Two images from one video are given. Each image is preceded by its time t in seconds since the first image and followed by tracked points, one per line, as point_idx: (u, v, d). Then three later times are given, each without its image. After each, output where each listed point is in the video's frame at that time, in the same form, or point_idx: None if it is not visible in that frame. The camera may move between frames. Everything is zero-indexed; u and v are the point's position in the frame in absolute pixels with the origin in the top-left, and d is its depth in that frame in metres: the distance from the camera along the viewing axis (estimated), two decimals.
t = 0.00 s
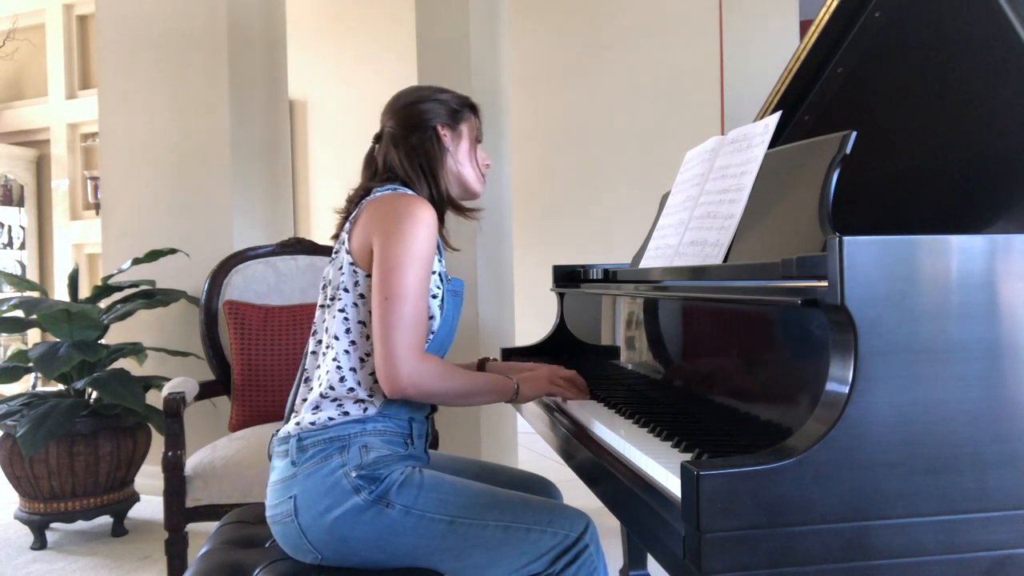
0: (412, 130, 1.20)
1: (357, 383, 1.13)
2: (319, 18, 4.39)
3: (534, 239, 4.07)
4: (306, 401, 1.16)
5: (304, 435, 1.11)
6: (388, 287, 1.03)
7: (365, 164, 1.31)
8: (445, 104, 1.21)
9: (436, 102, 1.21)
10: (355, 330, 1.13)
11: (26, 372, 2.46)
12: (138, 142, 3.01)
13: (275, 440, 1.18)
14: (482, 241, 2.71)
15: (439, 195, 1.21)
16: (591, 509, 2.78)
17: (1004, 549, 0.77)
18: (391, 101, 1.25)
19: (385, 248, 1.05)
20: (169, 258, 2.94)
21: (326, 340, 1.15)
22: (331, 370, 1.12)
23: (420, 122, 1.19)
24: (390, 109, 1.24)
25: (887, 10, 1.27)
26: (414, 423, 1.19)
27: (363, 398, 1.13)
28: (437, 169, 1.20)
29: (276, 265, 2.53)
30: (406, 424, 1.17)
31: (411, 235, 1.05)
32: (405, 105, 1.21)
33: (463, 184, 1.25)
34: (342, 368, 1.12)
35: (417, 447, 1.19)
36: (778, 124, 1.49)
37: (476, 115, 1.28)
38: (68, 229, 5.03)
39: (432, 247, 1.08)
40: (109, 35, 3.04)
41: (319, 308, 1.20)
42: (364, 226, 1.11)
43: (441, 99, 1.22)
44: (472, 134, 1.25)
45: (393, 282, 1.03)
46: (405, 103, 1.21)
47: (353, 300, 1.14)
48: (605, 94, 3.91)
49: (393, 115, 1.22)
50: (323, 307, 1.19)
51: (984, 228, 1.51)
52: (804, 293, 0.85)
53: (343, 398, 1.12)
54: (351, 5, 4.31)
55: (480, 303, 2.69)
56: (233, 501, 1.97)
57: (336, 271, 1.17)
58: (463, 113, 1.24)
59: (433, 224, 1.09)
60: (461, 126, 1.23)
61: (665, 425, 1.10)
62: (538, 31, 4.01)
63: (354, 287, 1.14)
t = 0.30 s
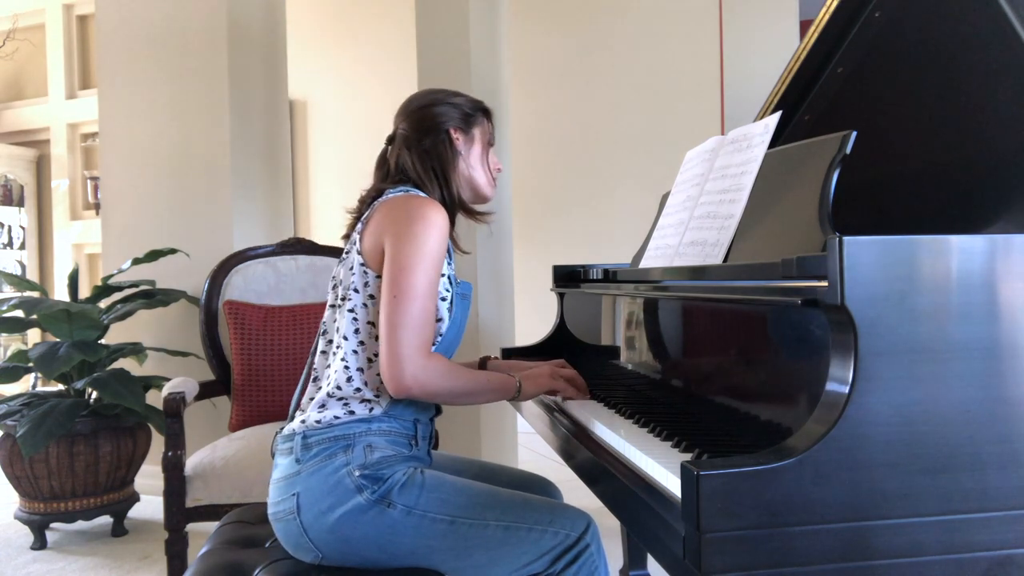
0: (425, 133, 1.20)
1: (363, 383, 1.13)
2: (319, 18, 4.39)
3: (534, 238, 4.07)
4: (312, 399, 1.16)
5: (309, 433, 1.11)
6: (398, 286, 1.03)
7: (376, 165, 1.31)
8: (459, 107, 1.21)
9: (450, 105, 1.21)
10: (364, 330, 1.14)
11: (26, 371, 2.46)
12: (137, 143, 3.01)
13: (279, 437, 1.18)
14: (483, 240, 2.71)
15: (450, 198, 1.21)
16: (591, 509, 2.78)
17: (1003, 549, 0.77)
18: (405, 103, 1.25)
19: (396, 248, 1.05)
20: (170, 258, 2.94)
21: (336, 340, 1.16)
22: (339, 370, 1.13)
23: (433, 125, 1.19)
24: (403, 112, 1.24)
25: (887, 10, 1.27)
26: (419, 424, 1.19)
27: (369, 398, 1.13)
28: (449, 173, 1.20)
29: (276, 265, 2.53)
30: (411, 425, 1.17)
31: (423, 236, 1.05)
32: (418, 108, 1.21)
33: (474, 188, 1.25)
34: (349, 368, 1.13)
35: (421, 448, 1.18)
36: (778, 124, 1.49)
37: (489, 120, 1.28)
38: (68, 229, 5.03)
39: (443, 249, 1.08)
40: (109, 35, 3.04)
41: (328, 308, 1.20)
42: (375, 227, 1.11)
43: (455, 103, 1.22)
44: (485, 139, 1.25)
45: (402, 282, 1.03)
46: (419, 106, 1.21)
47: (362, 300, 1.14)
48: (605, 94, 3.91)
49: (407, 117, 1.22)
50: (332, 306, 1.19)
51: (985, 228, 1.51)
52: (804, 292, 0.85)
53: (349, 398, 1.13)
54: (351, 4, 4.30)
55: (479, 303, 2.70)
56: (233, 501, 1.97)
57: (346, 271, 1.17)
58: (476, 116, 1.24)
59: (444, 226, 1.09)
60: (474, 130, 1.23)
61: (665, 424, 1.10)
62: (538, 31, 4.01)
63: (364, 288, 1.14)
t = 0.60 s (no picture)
0: (432, 133, 1.20)
1: (369, 384, 1.13)
2: (319, 17, 4.39)
3: (534, 239, 4.07)
4: (317, 399, 1.16)
5: (313, 431, 1.11)
6: (405, 287, 1.03)
7: (381, 166, 1.31)
8: (465, 109, 1.22)
9: (456, 106, 1.21)
10: (370, 331, 1.14)
11: (26, 371, 2.46)
12: (137, 143, 3.01)
13: (283, 435, 1.18)
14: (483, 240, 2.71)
15: (456, 199, 1.21)
16: (591, 509, 2.78)
17: (1004, 549, 0.77)
18: (410, 104, 1.25)
19: (403, 249, 1.05)
20: (170, 258, 2.94)
21: (342, 340, 1.16)
22: (345, 371, 1.13)
23: (440, 126, 1.19)
24: (409, 113, 1.24)
25: (887, 10, 1.27)
26: (422, 424, 1.19)
27: (374, 398, 1.13)
28: (456, 173, 1.20)
29: (276, 265, 2.53)
30: (415, 425, 1.17)
31: (430, 237, 1.05)
32: (425, 109, 1.21)
33: (480, 189, 1.25)
34: (355, 369, 1.13)
35: (425, 448, 1.18)
36: (778, 124, 1.49)
37: (494, 121, 1.28)
38: (68, 229, 5.03)
39: (450, 251, 1.08)
40: (108, 35, 3.04)
41: (334, 308, 1.20)
42: (382, 228, 1.11)
43: (461, 104, 1.22)
44: (490, 140, 1.25)
45: (409, 283, 1.03)
46: (425, 107, 1.21)
47: (369, 302, 1.14)
48: (605, 94, 3.91)
49: (413, 118, 1.22)
50: (338, 307, 1.19)
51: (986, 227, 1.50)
52: (804, 292, 0.85)
53: (354, 398, 1.13)
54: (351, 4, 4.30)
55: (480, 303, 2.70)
56: (232, 501, 1.97)
57: (352, 272, 1.17)
58: (482, 117, 1.24)
59: (451, 228, 1.09)
60: (480, 131, 1.23)
61: (665, 424, 1.10)
62: (538, 31, 4.01)
63: (371, 289, 1.14)
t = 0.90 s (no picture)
0: (432, 132, 1.20)
1: (371, 385, 1.13)
2: (319, 17, 4.39)
3: (534, 238, 4.07)
4: (319, 399, 1.16)
5: (314, 431, 1.11)
6: (404, 288, 1.03)
7: (381, 166, 1.31)
8: (464, 107, 1.22)
9: (455, 105, 1.21)
10: (371, 332, 1.14)
11: (26, 371, 2.46)
12: (137, 142, 3.01)
13: (284, 434, 1.18)
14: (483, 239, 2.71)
15: (458, 198, 1.21)
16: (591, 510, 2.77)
17: (1003, 549, 0.77)
18: (409, 103, 1.25)
19: (403, 249, 1.05)
20: (170, 258, 2.94)
21: (344, 341, 1.16)
22: (347, 372, 1.13)
23: (439, 125, 1.19)
24: (408, 112, 1.24)
25: (887, 10, 1.27)
26: (424, 425, 1.19)
27: (376, 399, 1.13)
28: (458, 172, 1.20)
29: (276, 265, 2.53)
30: (416, 426, 1.17)
31: (430, 238, 1.05)
32: (424, 108, 1.21)
33: (481, 187, 1.25)
34: (356, 370, 1.13)
35: (425, 449, 1.18)
36: (778, 125, 1.49)
37: (493, 119, 1.28)
38: (68, 229, 5.03)
39: (449, 252, 1.08)
40: (108, 34, 3.04)
41: (335, 309, 1.20)
42: (383, 228, 1.11)
43: (460, 102, 1.22)
44: (490, 138, 1.25)
45: (408, 283, 1.03)
46: (424, 106, 1.21)
47: (369, 302, 1.14)
48: (605, 94, 3.91)
49: (412, 117, 1.22)
50: (339, 307, 1.19)
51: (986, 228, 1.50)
52: (804, 293, 0.85)
53: (356, 398, 1.13)
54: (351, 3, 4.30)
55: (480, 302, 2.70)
56: (232, 501, 1.97)
57: (353, 273, 1.18)
58: (481, 116, 1.24)
59: (451, 228, 1.09)
60: (480, 130, 1.23)
61: (665, 424, 1.10)
62: (538, 31, 4.01)
63: (372, 290, 1.14)
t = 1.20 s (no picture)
0: (426, 129, 1.20)
1: (368, 385, 1.13)
2: (319, 17, 4.39)
3: (534, 239, 4.08)
4: (317, 400, 1.16)
5: (313, 432, 1.11)
6: (399, 288, 1.03)
7: (375, 163, 1.31)
8: (458, 104, 1.22)
9: (449, 102, 1.21)
10: (367, 332, 1.14)
11: (26, 371, 2.46)
12: (137, 142, 3.01)
13: (283, 435, 1.18)
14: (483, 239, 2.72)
15: (452, 195, 1.20)
16: (591, 510, 2.78)
17: (1004, 549, 0.77)
18: (402, 100, 1.25)
19: (398, 249, 1.05)
20: (170, 258, 2.94)
21: (341, 342, 1.16)
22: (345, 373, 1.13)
23: (433, 122, 1.19)
24: (401, 109, 1.24)
25: (887, 10, 1.27)
26: (422, 424, 1.19)
27: (374, 399, 1.13)
28: (452, 169, 1.20)
29: (276, 265, 2.53)
30: (415, 425, 1.17)
31: (425, 238, 1.05)
32: (418, 105, 1.21)
33: (475, 184, 1.25)
34: (354, 371, 1.13)
35: (425, 448, 1.18)
36: (778, 125, 1.49)
37: (487, 117, 1.28)
38: (68, 229, 5.03)
39: (444, 251, 1.08)
40: (108, 34, 3.04)
41: (331, 309, 1.20)
42: (377, 229, 1.11)
43: (453, 99, 1.22)
44: (484, 134, 1.25)
45: (403, 283, 1.03)
46: (417, 103, 1.21)
47: (365, 303, 1.14)
48: (605, 94, 3.91)
49: (405, 115, 1.22)
50: (336, 308, 1.19)
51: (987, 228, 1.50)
52: (804, 293, 0.85)
53: (354, 399, 1.13)
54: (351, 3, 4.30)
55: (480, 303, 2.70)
56: (232, 500, 1.97)
57: (349, 273, 1.17)
58: (475, 112, 1.24)
59: (446, 227, 1.09)
60: (474, 126, 1.23)
61: (665, 425, 1.10)
62: (538, 31, 4.01)
63: (367, 290, 1.14)
